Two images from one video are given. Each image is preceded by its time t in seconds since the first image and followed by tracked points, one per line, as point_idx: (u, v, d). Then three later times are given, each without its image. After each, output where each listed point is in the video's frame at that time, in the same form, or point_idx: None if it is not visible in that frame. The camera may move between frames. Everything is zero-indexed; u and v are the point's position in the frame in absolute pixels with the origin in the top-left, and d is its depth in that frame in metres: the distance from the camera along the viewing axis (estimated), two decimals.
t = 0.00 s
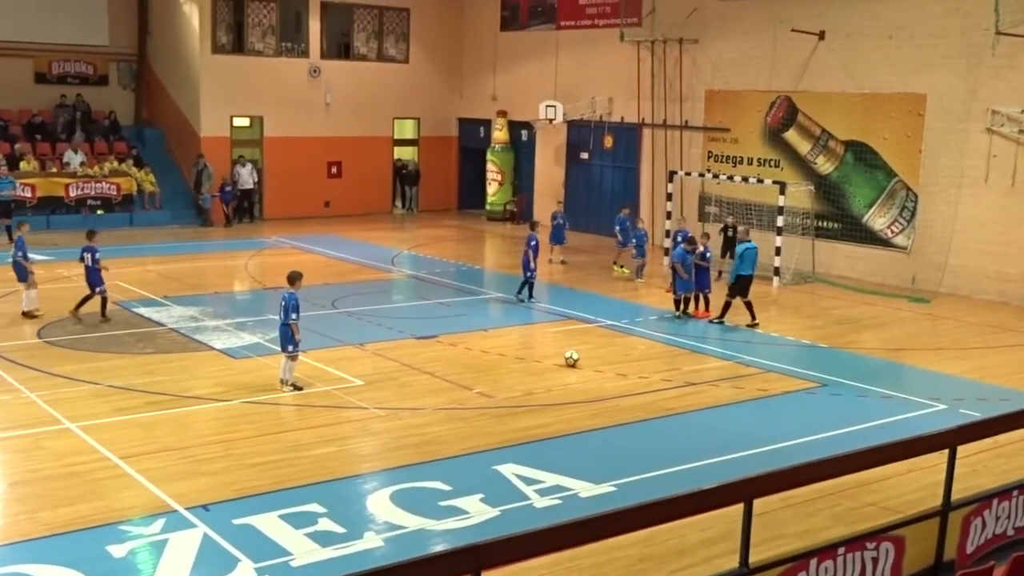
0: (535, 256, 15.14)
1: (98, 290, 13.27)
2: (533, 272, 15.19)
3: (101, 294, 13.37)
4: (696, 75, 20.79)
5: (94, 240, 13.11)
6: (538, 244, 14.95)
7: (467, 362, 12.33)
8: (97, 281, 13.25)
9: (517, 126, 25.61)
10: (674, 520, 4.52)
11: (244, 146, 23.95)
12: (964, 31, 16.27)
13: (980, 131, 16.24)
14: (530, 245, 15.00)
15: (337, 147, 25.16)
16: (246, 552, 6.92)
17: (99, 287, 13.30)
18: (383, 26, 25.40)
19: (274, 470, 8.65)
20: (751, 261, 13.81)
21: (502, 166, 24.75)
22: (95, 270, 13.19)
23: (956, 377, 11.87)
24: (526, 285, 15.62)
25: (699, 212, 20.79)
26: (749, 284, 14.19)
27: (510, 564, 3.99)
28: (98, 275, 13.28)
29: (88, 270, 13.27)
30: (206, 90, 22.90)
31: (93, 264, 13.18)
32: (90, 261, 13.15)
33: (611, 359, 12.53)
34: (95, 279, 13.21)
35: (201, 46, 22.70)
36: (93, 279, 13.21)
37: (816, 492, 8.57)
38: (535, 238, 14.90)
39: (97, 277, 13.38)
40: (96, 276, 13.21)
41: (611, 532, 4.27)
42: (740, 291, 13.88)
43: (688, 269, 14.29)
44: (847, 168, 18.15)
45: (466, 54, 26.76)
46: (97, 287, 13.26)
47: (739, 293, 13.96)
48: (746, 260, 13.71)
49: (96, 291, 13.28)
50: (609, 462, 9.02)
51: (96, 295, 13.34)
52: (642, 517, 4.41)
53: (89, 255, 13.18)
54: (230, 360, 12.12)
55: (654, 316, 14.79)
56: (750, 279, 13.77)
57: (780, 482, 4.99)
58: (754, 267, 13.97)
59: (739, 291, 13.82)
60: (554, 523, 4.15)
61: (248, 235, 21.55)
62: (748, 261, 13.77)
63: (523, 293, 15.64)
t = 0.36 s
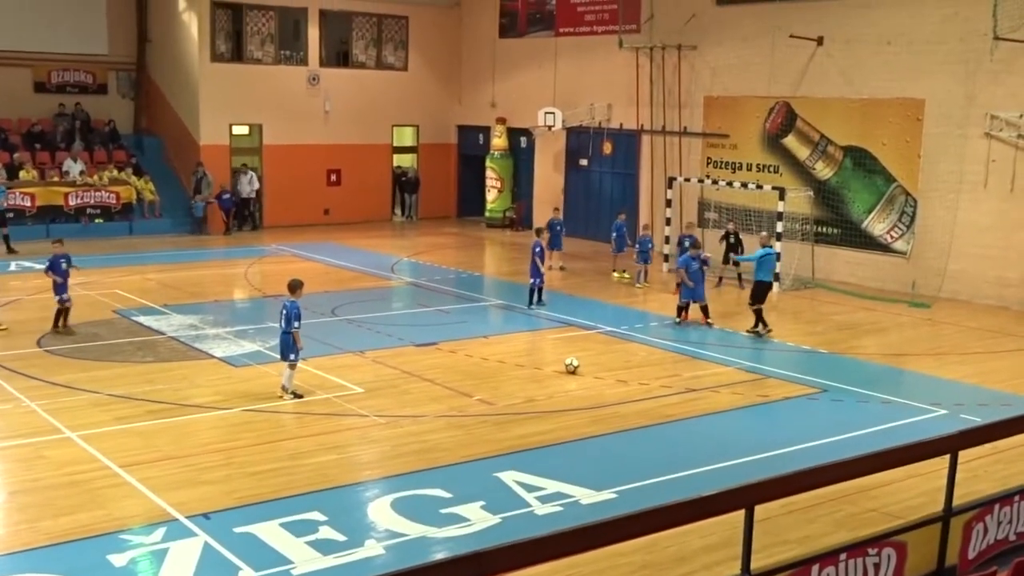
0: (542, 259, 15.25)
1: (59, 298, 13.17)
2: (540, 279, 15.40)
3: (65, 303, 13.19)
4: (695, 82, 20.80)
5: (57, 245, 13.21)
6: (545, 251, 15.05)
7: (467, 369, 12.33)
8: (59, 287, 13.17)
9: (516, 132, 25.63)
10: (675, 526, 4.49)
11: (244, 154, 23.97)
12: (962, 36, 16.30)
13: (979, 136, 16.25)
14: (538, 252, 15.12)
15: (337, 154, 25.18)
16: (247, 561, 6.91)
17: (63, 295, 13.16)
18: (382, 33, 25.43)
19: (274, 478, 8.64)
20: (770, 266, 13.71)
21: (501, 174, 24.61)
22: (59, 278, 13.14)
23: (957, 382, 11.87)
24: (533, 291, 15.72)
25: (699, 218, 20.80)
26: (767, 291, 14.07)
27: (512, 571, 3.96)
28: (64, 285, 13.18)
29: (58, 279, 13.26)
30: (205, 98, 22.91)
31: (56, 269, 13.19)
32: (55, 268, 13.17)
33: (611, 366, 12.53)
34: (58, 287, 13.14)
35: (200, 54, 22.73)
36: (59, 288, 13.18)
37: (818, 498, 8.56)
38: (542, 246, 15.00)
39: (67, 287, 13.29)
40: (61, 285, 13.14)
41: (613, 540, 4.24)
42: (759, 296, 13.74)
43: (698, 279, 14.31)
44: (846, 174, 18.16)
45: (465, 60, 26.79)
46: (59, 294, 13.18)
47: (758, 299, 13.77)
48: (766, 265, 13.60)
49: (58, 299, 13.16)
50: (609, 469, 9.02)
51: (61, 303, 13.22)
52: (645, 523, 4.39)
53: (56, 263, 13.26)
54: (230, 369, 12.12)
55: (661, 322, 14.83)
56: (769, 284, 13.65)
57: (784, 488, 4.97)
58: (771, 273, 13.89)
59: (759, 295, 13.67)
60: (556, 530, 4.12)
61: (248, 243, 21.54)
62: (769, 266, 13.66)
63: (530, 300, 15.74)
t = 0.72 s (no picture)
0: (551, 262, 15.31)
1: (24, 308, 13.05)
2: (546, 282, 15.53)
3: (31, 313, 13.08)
4: (695, 86, 20.81)
5: (29, 258, 12.88)
6: (550, 253, 15.10)
7: (468, 374, 12.32)
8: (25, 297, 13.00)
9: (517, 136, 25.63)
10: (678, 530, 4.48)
11: (244, 159, 23.99)
12: (962, 39, 16.31)
13: (979, 139, 16.26)
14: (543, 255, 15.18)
15: (338, 159, 25.20)
16: (249, 566, 6.91)
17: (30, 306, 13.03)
18: (382, 38, 25.46)
19: (275, 483, 8.63)
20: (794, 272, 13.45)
21: (501, 178, 24.64)
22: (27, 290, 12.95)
23: (959, 386, 11.86)
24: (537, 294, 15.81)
25: (699, 223, 20.81)
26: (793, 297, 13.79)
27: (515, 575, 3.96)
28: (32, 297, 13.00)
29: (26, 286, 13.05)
30: (205, 103, 22.92)
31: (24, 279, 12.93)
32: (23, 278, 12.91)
33: (613, 370, 12.52)
34: (25, 298, 12.97)
35: (201, 60, 22.75)
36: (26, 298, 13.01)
37: (820, 502, 8.56)
38: (547, 248, 15.06)
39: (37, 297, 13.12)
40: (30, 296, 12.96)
41: (617, 544, 4.24)
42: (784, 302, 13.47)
43: (713, 284, 14.34)
44: (847, 177, 18.16)
45: (465, 64, 26.80)
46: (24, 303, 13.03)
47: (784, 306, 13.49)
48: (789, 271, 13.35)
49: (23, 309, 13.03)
50: (611, 473, 9.01)
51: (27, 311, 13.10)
52: (650, 527, 4.39)
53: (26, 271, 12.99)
54: (231, 374, 12.11)
55: (662, 325, 14.85)
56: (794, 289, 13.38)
57: (788, 492, 4.97)
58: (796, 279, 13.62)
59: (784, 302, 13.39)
60: (560, 535, 4.11)
61: (249, 248, 21.55)
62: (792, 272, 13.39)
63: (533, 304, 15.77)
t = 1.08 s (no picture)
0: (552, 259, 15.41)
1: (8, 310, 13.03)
2: (546, 285, 15.67)
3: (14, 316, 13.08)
4: (696, 88, 20.81)
5: (17, 258, 13.03)
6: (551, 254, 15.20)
7: (469, 376, 12.32)
8: (9, 299, 13.02)
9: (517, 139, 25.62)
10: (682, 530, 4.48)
11: (245, 162, 24.02)
12: (963, 41, 16.31)
13: (980, 141, 16.26)
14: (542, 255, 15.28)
15: (339, 162, 25.21)
16: (252, 570, 6.91)
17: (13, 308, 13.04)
18: (383, 41, 25.48)
19: (277, 486, 8.63)
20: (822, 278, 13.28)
21: (502, 181, 24.80)
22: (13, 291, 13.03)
23: (961, 387, 11.85)
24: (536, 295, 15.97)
25: (699, 225, 20.82)
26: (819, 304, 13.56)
27: None
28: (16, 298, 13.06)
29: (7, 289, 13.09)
30: (206, 108, 22.94)
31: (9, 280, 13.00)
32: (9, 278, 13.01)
33: (614, 372, 12.52)
34: (10, 299, 13.01)
35: (201, 64, 22.76)
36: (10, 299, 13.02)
37: (822, 504, 8.55)
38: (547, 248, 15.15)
39: (16, 300, 13.20)
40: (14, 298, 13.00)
41: (619, 546, 4.23)
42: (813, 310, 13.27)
43: (717, 284, 14.37)
44: (847, 179, 18.16)
45: (465, 66, 26.82)
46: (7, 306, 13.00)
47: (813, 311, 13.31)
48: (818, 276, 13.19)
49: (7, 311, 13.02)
50: (613, 475, 9.01)
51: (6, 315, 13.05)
52: (652, 529, 4.38)
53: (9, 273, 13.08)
54: (232, 377, 12.12)
55: (662, 327, 14.85)
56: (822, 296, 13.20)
57: (789, 493, 4.95)
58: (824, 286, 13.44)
59: (813, 310, 13.18)
60: (561, 537, 4.10)
61: (250, 252, 21.54)
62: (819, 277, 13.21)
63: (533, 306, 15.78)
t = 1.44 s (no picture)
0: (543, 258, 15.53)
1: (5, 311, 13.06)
2: (540, 282, 15.89)
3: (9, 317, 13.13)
4: (696, 87, 20.81)
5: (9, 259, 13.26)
6: (543, 254, 15.39)
7: (471, 377, 12.32)
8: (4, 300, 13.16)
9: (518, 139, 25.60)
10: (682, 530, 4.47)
11: (247, 163, 24.05)
12: (964, 39, 16.29)
13: (981, 138, 16.24)
14: (533, 256, 15.47)
15: (340, 163, 25.21)
16: (255, 571, 6.91)
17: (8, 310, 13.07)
18: (384, 42, 25.49)
19: (279, 487, 8.63)
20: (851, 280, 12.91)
21: (503, 180, 24.86)
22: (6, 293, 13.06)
23: (964, 386, 11.83)
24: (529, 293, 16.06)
25: (701, 224, 20.82)
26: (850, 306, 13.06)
27: None
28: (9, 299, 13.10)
29: None
30: (208, 109, 22.96)
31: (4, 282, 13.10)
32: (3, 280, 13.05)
33: (616, 372, 12.51)
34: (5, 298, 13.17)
35: (202, 66, 22.77)
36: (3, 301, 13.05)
37: (825, 503, 8.54)
38: (539, 249, 15.37)
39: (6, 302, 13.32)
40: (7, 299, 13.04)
41: (621, 545, 4.23)
42: (842, 313, 12.92)
43: (722, 283, 14.39)
44: (849, 177, 18.15)
45: (466, 66, 26.81)
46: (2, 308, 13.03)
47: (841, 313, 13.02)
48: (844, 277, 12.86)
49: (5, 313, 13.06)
50: (615, 475, 9.00)
51: None
52: (653, 528, 4.38)
53: None
54: (234, 378, 12.12)
55: (663, 327, 14.85)
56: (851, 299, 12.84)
57: (789, 492, 4.95)
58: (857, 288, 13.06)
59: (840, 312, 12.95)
60: (562, 537, 4.10)
61: (252, 253, 21.55)
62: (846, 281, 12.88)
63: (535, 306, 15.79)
